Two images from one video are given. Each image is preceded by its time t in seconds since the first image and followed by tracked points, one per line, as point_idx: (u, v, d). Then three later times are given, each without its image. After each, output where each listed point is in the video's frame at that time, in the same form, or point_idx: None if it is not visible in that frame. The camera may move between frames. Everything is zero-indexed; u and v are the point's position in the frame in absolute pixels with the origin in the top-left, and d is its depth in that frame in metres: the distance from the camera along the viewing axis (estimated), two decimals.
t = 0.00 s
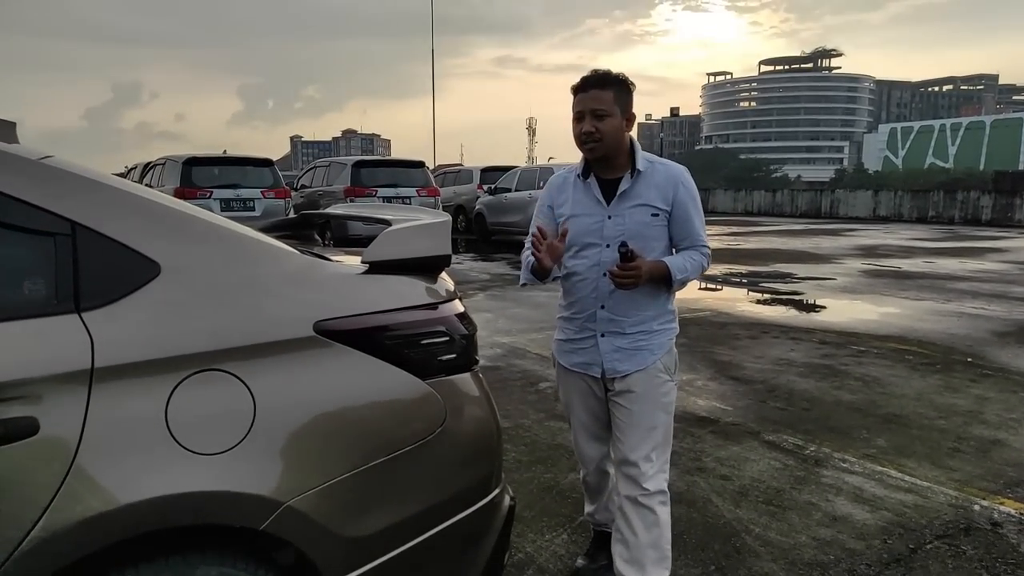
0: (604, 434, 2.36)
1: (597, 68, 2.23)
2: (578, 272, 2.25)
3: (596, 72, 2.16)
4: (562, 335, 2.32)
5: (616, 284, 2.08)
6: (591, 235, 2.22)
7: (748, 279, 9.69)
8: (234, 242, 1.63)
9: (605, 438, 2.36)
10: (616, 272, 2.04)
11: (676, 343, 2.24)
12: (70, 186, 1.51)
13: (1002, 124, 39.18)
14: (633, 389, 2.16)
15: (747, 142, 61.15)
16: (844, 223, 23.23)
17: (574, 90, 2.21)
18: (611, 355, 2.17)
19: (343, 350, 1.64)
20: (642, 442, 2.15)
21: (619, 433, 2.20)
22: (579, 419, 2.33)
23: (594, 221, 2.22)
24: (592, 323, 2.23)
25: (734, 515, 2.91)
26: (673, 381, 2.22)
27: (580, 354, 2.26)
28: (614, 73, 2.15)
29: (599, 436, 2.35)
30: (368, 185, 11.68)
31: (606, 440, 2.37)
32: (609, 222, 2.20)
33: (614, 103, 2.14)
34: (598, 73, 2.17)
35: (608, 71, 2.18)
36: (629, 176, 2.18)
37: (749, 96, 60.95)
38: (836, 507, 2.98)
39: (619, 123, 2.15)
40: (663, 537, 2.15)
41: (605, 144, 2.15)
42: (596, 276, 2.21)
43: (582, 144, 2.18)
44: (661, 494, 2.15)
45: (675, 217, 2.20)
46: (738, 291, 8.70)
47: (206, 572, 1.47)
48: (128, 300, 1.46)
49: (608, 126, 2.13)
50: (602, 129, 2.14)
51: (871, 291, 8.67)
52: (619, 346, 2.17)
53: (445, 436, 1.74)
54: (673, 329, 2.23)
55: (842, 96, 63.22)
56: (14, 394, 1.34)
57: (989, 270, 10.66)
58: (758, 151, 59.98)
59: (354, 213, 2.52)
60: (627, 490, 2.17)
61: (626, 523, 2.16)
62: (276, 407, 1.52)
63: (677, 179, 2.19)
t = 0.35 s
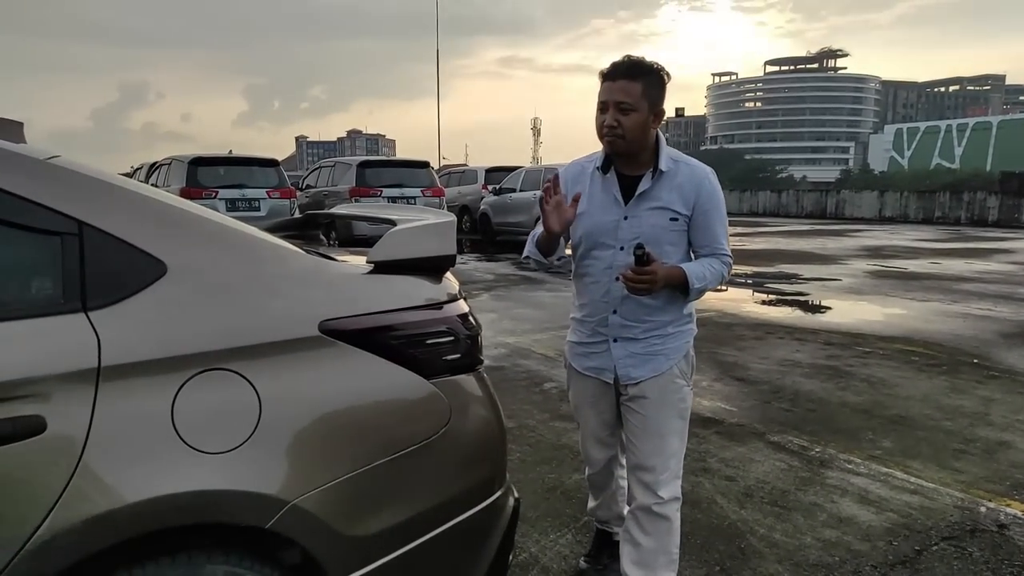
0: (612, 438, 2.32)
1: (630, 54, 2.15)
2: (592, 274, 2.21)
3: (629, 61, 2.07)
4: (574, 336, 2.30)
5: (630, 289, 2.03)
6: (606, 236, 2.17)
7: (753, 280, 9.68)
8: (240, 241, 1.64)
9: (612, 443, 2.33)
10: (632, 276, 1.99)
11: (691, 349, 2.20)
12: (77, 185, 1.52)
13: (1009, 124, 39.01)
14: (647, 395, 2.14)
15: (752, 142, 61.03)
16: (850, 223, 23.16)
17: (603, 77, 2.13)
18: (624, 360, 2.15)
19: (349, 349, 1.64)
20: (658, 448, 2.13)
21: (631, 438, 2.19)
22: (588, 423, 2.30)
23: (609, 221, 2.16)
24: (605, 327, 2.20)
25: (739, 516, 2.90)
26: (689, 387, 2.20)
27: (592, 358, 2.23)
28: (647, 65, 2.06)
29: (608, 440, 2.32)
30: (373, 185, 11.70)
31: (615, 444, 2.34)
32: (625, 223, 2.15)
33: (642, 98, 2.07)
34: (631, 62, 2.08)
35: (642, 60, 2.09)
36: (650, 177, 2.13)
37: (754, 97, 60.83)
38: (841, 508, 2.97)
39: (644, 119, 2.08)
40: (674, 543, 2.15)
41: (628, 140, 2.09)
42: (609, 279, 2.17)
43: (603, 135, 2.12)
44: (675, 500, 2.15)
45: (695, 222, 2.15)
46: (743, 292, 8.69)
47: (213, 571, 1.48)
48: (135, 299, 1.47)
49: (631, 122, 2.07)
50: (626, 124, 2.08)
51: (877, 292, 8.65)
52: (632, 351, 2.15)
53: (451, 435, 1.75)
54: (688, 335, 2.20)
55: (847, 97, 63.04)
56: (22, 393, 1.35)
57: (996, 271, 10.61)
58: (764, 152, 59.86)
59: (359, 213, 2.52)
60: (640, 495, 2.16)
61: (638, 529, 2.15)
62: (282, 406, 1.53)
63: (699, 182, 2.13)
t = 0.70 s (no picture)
0: (617, 446, 2.28)
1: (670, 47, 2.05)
2: (615, 274, 2.13)
3: (669, 56, 1.98)
4: (590, 336, 2.22)
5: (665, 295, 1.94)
6: (634, 237, 2.08)
7: (761, 279, 9.65)
8: (251, 241, 1.64)
9: (618, 450, 2.29)
10: (670, 283, 1.90)
11: (712, 353, 2.17)
12: (88, 185, 1.53)
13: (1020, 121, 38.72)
14: (666, 401, 2.10)
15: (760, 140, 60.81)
16: (859, 222, 23.04)
17: (640, 71, 2.04)
18: (646, 366, 2.10)
19: (358, 347, 1.65)
20: (673, 453, 2.11)
21: (645, 441, 2.17)
22: (594, 427, 2.25)
23: (638, 221, 2.08)
24: (627, 331, 2.13)
25: (749, 515, 2.90)
26: (708, 392, 2.16)
27: (610, 361, 2.17)
28: (687, 60, 1.98)
29: (613, 448, 2.28)
30: (381, 185, 11.73)
31: (619, 452, 2.30)
32: (655, 224, 2.06)
33: (681, 95, 1.98)
34: (671, 56, 1.99)
35: (682, 56, 2.00)
36: (684, 177, 2.05)
37: (762, 95, 60.62)
38: (851, 507, 2.96)
39: (682, 118, 1.99)
40: (685, 546, 2.14)
41: (664, 139, 2.00)
42: (636, 282, 2.09)
43: (637, 133, 2.03)
44: (687, 504, 2.13)
45: (727, 225, 2.08)
46: (751, 291, 8.66)
47: (222, 569, 1.48)
48: (146, 299, 1.48)
49: (668, 120, 1.98)
50: (662, 122, 1.98)
51: (886, 290, 8.61)
52: (655, 357, 2.10)
53: (459, 434, 1.75)
54: (710, 339, 2.16)
55: (856, 94, 62.72)
56: (36, 392, 1.36)
57: (1006, 270, 10.53)
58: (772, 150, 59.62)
59: (369, 212, 2.52)
60: (652, 498, 2.15)
61: (649, 531, 2.15)
62: (292, 403, 1.53)
63: (734, 185, 2.06)
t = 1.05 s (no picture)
0: (625, 458, 2.15)
1: (689, 45, 1.95)
2: (631, 275, 2.08)
3: (690, 59, 1.89)
4: (603, 336, 2.17)
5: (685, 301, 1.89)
6: (651, 238, 2.03)
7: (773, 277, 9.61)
8: (265, 240, 1.65)
9: (624, 463, 2.15)
10: (690, 289, 1.85)
11: (729, 355, 2.14)
12: (105, 183, 1.54)
13: None
14: (683, 403, 2.08)
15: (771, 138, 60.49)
16: (871, 220, 22.90)
17: (658, 72, 1.94)
18: (663, 369, 2.07)
19: (373, 346, 1.66)
20: (689, 456, 2.10)
21: (659, 443, 2.16)
22: (602, 433, 2.14)
23: (656, 222, 2.03)
24: (643, 333, 2.09)
25: (761, 514, 2.88)
26: (724, 394, 2.14)
27: (624, 364, 2.11)
28: (708, 64, 1.90)
29: (619, 461, 2.14)
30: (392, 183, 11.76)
31: (627, 466, 2.16)
32: (674, 225, 2.01)
33: (702, 100, 1.90)
34: (691, 59, 1.90)
35: (703, 58, 1.91)
36: (705, 179, 2.00)
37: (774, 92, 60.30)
38: (864, 507, 2.94)
39: (703, 124, 1.92)
40: (698, 547, 2.14)
41: (684, 146, 1.93)
42: (652, 283, 2.05)
43: (656, 140, 1.96)
44: (700, 506, 2.12)
45: (747, 227, 2.04)
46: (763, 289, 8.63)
47: (237, 563, 1.50)
48: (162, 296, 1.49)
49: (689, 127, 1.91)
50: (683, 129, 1.91)
51: (899, 289, 8.55)
52: (671, 361, 2.07)
53: (472, 432, 1.75)
54: (727, 341, 2.14)
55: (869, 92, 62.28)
56: (53, 387, 1.37)
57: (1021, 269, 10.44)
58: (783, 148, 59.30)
59: (380, 210, 2.52)
60: (666, 500, 2.15)
61: (663, 533, 2.15)
62: (306, 401, 1.54)
63: (756, 187, 2.02)
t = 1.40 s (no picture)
0: (638, 457, 2.11)
1: (694, 42, 1.90)
2: (638, 274, 2.05)
3: (697, 56, 1.85)
4: (611, 336, 2.13)
5: (691, 299, 1.88)
6: (658, 236, 2.00)
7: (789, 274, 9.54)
8: (281, 237, 1.66)
9: (636, 462, 2.11)
10: (696, 288, 1.84)
11: (741, 353, 2.12)
12: (124, 182, 1.56)
13: None
14: (695, 402, 2.06)
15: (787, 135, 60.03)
16: (889, 217, 22.67)
17: (665, 72, 1.90)
18: (673, 369, 2.04)
19: (387, 341, 1.67)
20: (703, 454, 2.08)
21: (672, 442, 2.14)
22: (616, 430, 2.10)
23: (663, 220, 2.00)
24: (652, 332, 2.05)
25: (776, 512, 2.87)
26: (737, 392, 2.12)
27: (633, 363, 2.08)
28: (717, 61, 1.85)
29: (632, 459, 2.10)
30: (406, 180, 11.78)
31: (639, 465, 2.11)
32: (681, 222, 1.98)
33: (712, 99, 1.86)
34: (698, 56, 1.85)
35: (710, 55, 1.87)
36: (711, 175, 1.95)
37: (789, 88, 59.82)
38: (881, 506, 2.92)
39: (713, 123, 1.88)
40: (712, 545, 2.13)
41: (695, 147, 1.89)
42: (660, 281, 2.02)
43: (666, 141, 1.92)
44: (713, 504, 2.12)
45: (756, 223, 2.00)
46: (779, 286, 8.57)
47: (255, 557, 1.51)
48: (181, 293, 1.51)
49: (700, 128, 1.87)
50: (693, 130, 1.87)
51: (917, 286, 8.47)
52: (682, 359, 2.04)
53: (487, 428, 1.76)
54: (739, 338, 2.11)
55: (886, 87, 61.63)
56: (75, 382, 1.39)
57: None
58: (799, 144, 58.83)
59: (396, 207, 2.53)
60: (678, 499, 2.14)
61: (676, 531, 2.15)
62: (322, 397, 1.55)
63: (764, 183, 1.98)
